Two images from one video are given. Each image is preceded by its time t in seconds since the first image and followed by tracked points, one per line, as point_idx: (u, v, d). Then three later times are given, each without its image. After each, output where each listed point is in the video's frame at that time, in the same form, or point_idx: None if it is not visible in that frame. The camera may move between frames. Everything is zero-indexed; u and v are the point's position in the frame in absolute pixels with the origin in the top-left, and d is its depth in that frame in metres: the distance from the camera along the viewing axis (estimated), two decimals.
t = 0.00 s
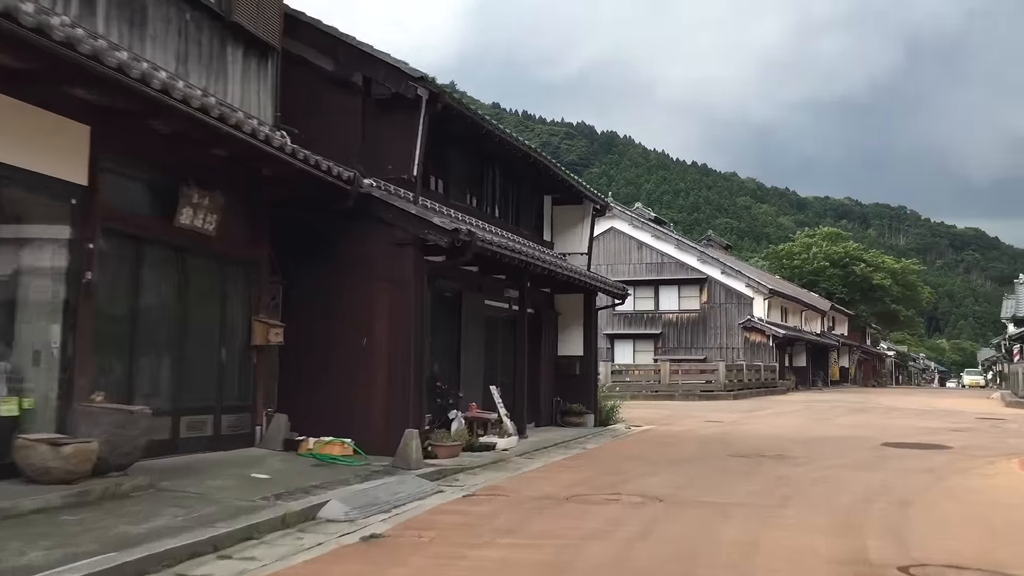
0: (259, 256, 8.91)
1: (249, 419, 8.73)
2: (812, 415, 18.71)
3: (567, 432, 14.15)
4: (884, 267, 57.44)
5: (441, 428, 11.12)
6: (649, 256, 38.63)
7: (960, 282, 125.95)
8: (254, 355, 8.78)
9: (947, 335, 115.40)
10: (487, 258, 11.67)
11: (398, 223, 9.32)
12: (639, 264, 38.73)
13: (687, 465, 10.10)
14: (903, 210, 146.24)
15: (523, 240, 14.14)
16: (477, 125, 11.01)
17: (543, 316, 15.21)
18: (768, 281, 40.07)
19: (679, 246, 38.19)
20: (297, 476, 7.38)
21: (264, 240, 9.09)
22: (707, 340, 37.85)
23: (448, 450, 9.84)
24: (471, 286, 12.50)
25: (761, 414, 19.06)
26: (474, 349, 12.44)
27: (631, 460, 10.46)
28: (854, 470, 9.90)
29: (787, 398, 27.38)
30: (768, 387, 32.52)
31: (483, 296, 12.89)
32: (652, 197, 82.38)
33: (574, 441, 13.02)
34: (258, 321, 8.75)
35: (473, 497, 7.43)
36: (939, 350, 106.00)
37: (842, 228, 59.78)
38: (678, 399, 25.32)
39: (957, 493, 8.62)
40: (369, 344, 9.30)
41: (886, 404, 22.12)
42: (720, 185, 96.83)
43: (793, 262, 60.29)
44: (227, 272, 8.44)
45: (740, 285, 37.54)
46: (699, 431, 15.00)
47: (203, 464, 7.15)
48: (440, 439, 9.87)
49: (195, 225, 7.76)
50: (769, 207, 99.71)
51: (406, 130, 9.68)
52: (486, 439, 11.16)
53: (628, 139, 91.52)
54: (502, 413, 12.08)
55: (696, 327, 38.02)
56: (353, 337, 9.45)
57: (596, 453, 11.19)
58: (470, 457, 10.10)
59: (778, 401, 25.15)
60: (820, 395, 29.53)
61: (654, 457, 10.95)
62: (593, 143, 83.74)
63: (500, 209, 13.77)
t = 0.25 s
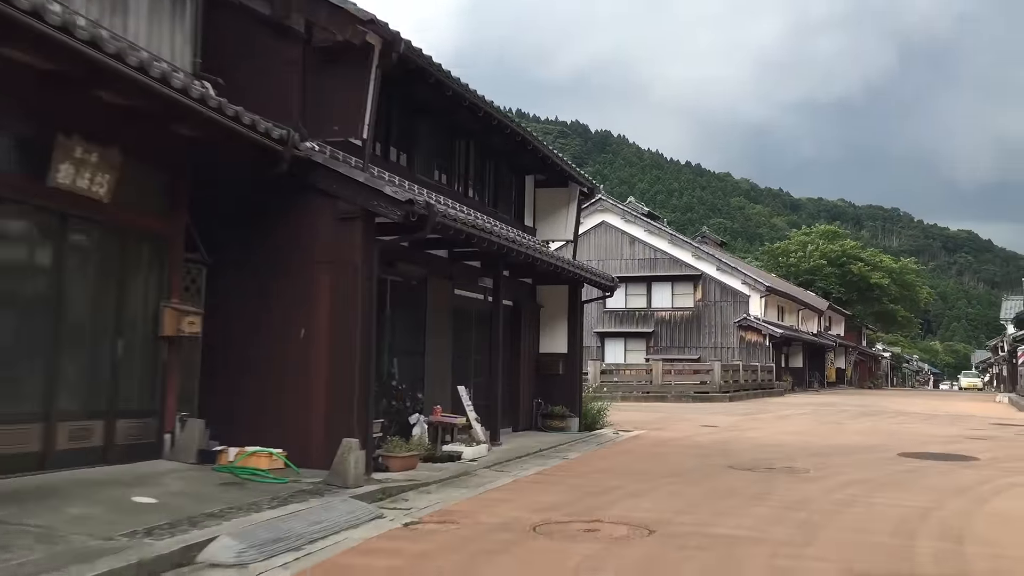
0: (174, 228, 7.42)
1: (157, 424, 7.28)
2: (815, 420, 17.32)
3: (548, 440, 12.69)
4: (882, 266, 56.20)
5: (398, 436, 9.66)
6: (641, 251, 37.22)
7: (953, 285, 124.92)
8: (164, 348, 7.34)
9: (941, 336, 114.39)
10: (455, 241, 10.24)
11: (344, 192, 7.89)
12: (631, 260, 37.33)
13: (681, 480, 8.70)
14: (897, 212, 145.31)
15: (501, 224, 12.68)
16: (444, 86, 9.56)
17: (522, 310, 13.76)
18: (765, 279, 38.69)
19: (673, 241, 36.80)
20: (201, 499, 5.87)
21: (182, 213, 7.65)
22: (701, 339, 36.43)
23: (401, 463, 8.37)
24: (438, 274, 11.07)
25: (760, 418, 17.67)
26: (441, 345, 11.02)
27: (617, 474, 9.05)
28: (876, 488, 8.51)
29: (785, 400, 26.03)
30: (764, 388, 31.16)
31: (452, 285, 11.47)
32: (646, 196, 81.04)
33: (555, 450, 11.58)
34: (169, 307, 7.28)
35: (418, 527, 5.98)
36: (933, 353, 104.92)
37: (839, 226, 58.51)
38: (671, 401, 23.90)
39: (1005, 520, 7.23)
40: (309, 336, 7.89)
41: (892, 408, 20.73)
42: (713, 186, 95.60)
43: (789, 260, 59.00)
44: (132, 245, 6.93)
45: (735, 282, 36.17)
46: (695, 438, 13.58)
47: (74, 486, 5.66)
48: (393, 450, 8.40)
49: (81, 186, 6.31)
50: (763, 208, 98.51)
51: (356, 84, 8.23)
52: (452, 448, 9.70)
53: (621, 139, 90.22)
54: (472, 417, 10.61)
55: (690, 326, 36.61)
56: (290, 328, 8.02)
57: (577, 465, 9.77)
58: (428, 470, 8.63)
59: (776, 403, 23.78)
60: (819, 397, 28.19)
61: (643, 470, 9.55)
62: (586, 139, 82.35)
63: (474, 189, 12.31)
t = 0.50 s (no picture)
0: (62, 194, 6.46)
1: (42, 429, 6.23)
2: (817, 424, 16.11)
3: (524, 445, 11.46)
4: (879, 265, 55.12)
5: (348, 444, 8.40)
6: (633, 247, 36.05)
7: (948, 286, 124.15)
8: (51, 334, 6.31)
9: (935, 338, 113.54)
10: (419, 220, 8.98)
11: (277, 153, 6.62)
12: (623, 256, 36.14)
13: (678, 497, 7.47)
14: (892, 213, 144.58)
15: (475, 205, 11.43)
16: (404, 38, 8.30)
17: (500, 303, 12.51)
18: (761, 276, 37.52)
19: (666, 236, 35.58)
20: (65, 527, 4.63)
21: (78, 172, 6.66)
22: (695, 338, 35.21)
23: (346, 476, 7.09)
24: (402, 259, 9.81)
25: (759, 422, 16.45)
26: (405, 339, 9.76)
27: (603, 489, 7.82)
28: (904, 509, 7.29)
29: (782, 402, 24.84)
30: (760, 390, 29.96)
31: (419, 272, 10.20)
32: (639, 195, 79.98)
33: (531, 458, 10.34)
34: (55, 289, 6.29)
35: (341, 562, 4.77)
36: (927, 355, 104.10)
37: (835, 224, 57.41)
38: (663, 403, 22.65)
39: None
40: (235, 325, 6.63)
41: (898, 412, 19.55)
42: (707, 186, 94.61)
43: (785, 259, 57.92)
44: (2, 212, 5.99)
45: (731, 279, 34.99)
46: (689, 445, 12.37)
47: None
48: (336, 460, 7.12)
49: None
50: (758, 208, 97.56)
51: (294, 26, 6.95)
52: (411, 456, 8.45)
53: (616, 138, 89.21)
54: (437, 420, 9.35)
55: (683, 324, 35.37)
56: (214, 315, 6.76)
57: (557, 477, 8.53)
58: (379, 484, 7.36)
59: (773, 406, 22.57)
60: (818, 399, 27.03)
61: (633, 484, 8.32)
62: (579, 135, 81.11)
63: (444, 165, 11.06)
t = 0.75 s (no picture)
0: None
1: None
2: (822, 429, 14.74)
3: (496, 453, 10.09)
4: (876, 264, 53.92)
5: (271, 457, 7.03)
6: (624, 241, 34.68)
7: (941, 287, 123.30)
8: None
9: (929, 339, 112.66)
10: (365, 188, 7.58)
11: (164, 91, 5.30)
12: (614, 250, 34.78)
13: (670, 528, 6.08)
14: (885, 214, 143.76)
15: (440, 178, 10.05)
16: None
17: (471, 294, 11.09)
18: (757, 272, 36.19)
19: (658, 230, 34.22)
20: None
21: None
22: (687, 336, 33.85)
23: (257, 498, 5.66)
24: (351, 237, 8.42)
25: (758, 426, 15.07)
26: (353, 328, 8.40)
27: (579, 516, 6.42)
28: (949, 542, 5.91)
29: (779, 404, 23.52)
30: (756, 390, 28.61)
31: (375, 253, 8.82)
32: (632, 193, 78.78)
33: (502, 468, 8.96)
34: None
35: None
36: (920, 356, 103.22)
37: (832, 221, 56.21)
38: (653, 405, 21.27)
39: None
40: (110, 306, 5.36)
41: (906, 415, 18.23)
42: (700, 185, 93.47)
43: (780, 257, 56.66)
44: None
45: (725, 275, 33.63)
46: (681, 453, 11.02)
47: None
48: (244, 479, 5.68)
49: None
50: (752, 207, 96.48)
51: None
52: (351, 469, 7.07)
53: (608, 136, 88.01)
54: (389, 423, 7.94)
55: (676, 321, 33.97)
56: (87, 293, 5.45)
57: (526, 497, 7.14)
58: (299, 508, 5.94)
59: (770, 408, 21.25)
60: (816, 401, 25.75)
61: (617, 507, 6.92)
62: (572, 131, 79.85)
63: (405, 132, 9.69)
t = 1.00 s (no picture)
0: None
1: None
2: (828, 434, 13.54)
3: (464, 464, 8.87)
4: (872, 263, 52.88)
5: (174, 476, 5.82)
6: (615, 236, 33.49)
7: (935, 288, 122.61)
8: None
9: (922, 340, 111.91)
10: (300, 149, 6.33)
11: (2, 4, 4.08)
12: (604, 245, 33.59)
13: (662, 567, 4.88)
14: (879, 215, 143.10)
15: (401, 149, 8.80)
16: None
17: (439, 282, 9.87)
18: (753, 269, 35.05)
19: (651, 225, 33.06)
20: None
21: None
22: (680, 335, 32.65)
23: (134, 530, 4.48)
24: (289, 212, 7.19)
25: (758, 431, 13.87)
26: (291, 318, 7.17)
27: (549, 549, 5.21)
28: None
29: (776, 406, 22.36)
30: (751, 391, 27.44)
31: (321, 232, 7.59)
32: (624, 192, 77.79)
33: (468, 482, 7.73)
34: None
35: None
36: (913, 357, 102.49)
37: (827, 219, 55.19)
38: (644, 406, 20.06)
39: None
40: None
41: (914, 419, 17.07)
42: (693, 185, 92.56)
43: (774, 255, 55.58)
44: None
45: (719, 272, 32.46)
46: (674, 462, 9.83)
47: None
48: (119, 506, 4.50)
49: None
50: (745, 208, 95.59)
51: None
52: (276, 488, 5.87)
53: (601, 136, 86.99)
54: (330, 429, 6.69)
55: (668, 319, 32.77)
56: None
57: (488, 524, 5.92)
58: (192, 544, 4.73)
59: (768, 410, 20.07)
60: (814, 403, 24.61)
61: (597, 536, 5.70)
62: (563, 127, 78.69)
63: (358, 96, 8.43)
